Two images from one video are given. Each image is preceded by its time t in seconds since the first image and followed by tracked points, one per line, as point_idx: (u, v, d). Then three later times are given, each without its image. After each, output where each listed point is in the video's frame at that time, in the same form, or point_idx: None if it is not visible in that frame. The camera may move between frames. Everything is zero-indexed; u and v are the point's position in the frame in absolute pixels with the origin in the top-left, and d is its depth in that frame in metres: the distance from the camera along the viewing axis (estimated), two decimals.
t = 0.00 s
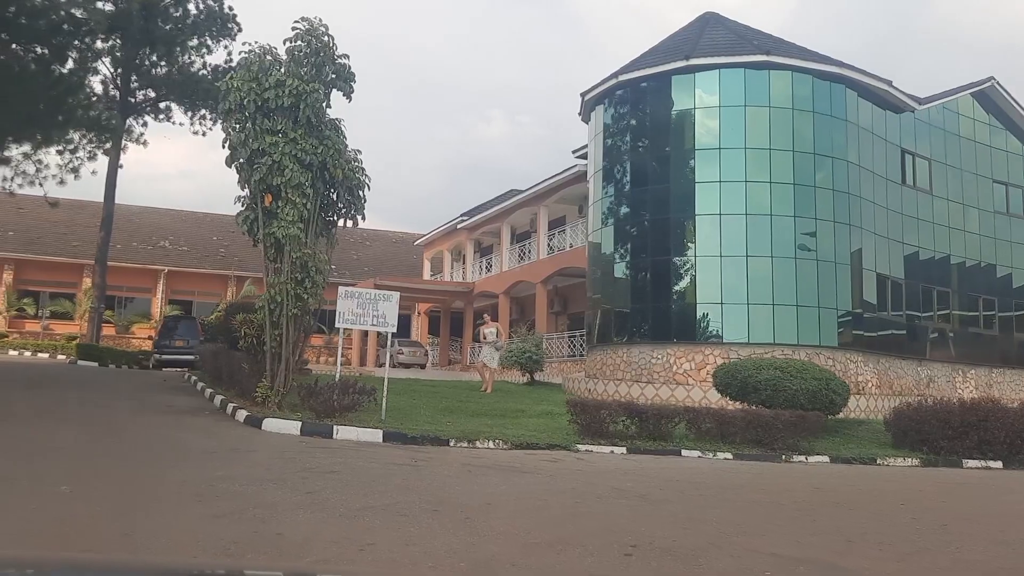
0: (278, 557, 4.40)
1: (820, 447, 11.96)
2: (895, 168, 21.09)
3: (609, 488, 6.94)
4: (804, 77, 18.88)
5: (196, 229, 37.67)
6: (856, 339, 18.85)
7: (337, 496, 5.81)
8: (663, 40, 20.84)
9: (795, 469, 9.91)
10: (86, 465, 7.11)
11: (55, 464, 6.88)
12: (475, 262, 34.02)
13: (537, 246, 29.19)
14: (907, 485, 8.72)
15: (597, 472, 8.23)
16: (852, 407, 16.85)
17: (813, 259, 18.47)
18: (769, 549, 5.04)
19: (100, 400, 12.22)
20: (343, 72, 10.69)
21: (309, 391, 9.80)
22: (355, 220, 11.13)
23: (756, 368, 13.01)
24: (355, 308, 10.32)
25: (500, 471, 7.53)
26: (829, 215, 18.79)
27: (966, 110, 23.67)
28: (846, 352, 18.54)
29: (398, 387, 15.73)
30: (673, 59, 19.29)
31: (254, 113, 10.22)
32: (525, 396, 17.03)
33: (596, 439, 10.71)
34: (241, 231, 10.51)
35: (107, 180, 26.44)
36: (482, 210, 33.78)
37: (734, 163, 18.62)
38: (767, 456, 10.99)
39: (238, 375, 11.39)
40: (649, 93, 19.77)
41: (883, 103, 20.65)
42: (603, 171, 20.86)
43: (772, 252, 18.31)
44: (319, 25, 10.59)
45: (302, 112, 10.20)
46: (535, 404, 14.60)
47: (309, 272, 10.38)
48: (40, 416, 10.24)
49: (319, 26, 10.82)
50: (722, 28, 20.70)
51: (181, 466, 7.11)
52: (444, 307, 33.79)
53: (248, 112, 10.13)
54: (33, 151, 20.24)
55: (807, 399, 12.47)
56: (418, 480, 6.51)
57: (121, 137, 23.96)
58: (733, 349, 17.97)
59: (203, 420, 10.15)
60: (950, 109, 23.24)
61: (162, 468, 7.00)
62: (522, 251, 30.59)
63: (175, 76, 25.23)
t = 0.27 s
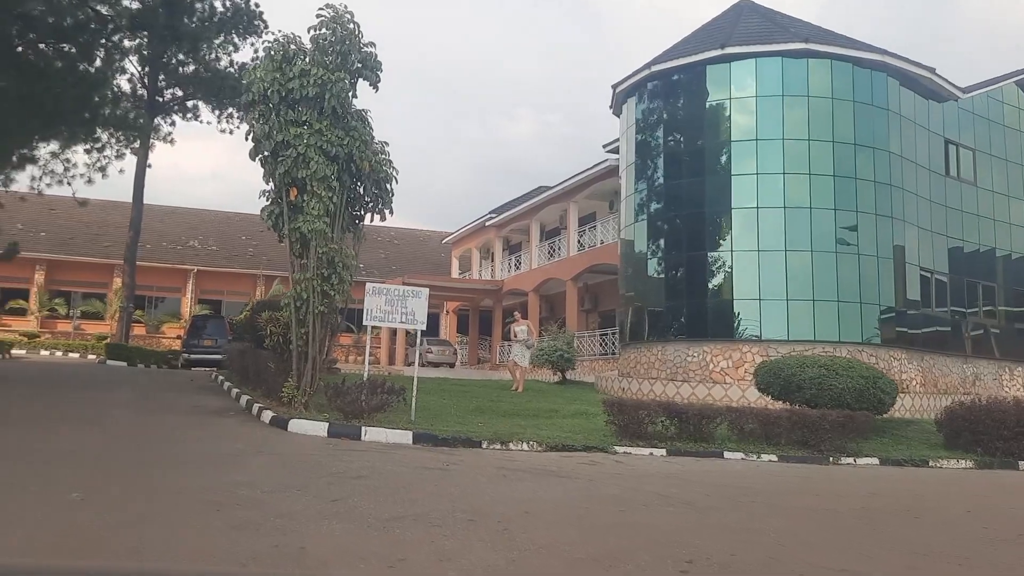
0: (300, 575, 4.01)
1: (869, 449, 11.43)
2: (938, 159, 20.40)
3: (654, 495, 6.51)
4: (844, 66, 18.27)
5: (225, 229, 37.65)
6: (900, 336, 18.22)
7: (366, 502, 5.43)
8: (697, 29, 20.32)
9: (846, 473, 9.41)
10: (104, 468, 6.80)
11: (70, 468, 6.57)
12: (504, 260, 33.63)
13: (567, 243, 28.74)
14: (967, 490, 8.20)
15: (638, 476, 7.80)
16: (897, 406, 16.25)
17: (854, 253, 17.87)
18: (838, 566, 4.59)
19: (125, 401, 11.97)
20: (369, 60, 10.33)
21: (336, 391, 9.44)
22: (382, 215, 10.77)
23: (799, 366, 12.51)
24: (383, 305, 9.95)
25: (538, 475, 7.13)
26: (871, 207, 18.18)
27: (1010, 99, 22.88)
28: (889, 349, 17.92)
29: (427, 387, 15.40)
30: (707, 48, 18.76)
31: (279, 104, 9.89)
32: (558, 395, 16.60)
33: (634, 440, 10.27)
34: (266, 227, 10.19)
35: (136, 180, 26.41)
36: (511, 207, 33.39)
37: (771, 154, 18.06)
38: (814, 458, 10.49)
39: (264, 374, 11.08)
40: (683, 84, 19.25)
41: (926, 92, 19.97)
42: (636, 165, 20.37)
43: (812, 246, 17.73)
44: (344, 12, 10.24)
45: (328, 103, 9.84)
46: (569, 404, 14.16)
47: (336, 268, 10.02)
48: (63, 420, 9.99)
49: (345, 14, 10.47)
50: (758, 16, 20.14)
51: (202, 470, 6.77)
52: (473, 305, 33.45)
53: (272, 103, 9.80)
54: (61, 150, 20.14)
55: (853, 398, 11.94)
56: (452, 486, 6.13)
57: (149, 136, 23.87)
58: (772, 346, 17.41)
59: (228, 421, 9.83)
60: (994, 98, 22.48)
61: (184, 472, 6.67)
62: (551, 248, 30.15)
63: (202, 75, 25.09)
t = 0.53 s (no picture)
0: None
1: (921, 450, 10.90)
2: (985, 148, 19.68)
3: (703, 502, 6.09)
4: (886, 53, 17.65)
5: (254, 227, 37.59)
6: (946, 332, 17.59)
7: (397, 511, 5.06)
8: (732, 18, 19.77)
9: (900, 477, 8.91)
10: (124, 471, 6.50)
11: (87, 471, 6.27)
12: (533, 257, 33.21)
13: (598, 239, 28.27)
14: None
15: (683, 481, 7.37)
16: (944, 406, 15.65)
17: (898, 247, 17.26)
18: None
19: (150, 401, 11.73)
20: (396, 48, 9.98)
21: (364, 391, 9.08)
22: (411, 208, 10.40)
23: (845, 364, 11.99)
24: (412, 302, 9.60)
25: (578, 480, 6.73)
26: (915, 199, 17.54)
27: None
28: (935, 345, 17.30)
29: (458, 386, 15.06)
30: (743, 37, 18.22)
31: (304, 94, 9.56)
32: (592, 394, 16.18)
33: (675, 441, 9.83)
34: (291, 221, 9.87)
35: (164, 177, 26.36)
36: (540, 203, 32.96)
37: (811, 145, 17.49)
38: (864, 460, 9.99)
39: (291, 373, 10.77)
40: (718, 74, 18.71)
41: (971, 80, 19.27)
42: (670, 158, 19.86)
43: (854, 239, 17.14)
44: None
45: (354, 92, 9.49)
46: (604, 403, 13.73)
47: (364, 263, 9.66)
48: (86, 421, 9.74)
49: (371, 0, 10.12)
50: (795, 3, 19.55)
51: (225, 474, 6.44)
52: (503, 303, 33.08)
53: (297, 93, 9.48)
54: (90, 147, 20.04)
55: (904, 397, 11.40)
56: (487, 492, 5.75)
57: (178, 134, 23.76)
58: (812, 344, 16.88)
59: (254, 422, 9.53)
60: None
61: (206, 476, 6.35)
62: (582, 244, 29.69)
63: (229, 72, 24.94)
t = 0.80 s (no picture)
0: None
1: (978, 452, 10.32)
2: None
3: (757, 511, 5.66)
4: (931, 38, 17.00)
5: (282, 226, 37.48)
6: (995, 328, 16.91)
7: (429, 522, 4.67)
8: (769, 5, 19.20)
9: (959, 482, 8.39)
10: (142, 475, 6.17)
11: (103, 476, 5.97)
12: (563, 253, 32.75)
13: (629, 234, 27.75)
14: None
15: (731, 487, 6.93)
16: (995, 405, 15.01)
17: (944, 240, 16.62)
18: None
19: (175, 401, 11.48)
20: (424, 34, 9.60)
21: (393, 391, 8.72)
22: (440, 201, 10.00)
23: (895, 361, 11.43)
24: (442, 297, 9.22)
25: (621, 487, 6.31)
26: (962, 190, 16.89)
27: None
28: (983, 342, 16.63)
29: (489, 385, 14.68)
30: (781, 24, 17.65)
31: (329, 83, 9.21)
32: (626, 393, 15.72)
33: (717, 443, 9.37)
34: (317, 215, 9.52)
35: (192, 176, 26.24)
36: (570, 198, 32.48)
37: (853, 134, 16.89)
38: (918, 463, 9.46)
39: (318, 373, 10.44)
40: (755, 62, 18.16)
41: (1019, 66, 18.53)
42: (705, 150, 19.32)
43: (899, 232, 16.52)
44: None
45: (380, 80, 9.12)
46: (640, 403, 13.25)
47: (392, 257, 9.25)
48: (108, 423, 9.48)
49: None
50: None
51: (246, 478, 6.09)
52: (532, 300, 32.66)
53: (322, 82, 9.13)
54: (117, 145, 19.89)
55: (958, 397, 10.83)
56: (524, 499, 5.34)
57: (205, 132, 23.59)
58: (855, 341, 16.30)
59: (279, 423, 9.20)
60: None
61: (226, 480, 6.01)
62: (613, 240, 29.17)
63: (257, 69, 24.72)
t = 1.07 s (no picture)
0: None
1: None
2: None
3: (817, 524, 5.23)
4: (976, 24, 16.37)
5: (309, 225, 37.35)
6: None
7: (464, 538, 4.29)
8: None
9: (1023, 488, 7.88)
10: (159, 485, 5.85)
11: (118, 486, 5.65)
12: (592, 250, 32.29)
13: (659, 231, 27.23)
14: None
15: (783, 495, 6.49)
16: None
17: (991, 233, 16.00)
18: None
19: (200, 403, 11.21)
20: (451, 21, 9.23)
21: (422, 393, 8.35)
22: (469, 194, 9.62)
23: (946, 359, 10.89)
24: (472, 295, 8.84)
25: (666, 495, 5.91)
26: (1009, 182, 16.25)
27: None
28: None
29: (520, 385, 14.27)
30: (819, 11, 17.09)
31: (354, 72, 8.87)
32: (660, 394, 15.26)
33: (761, 446, 8.92)
34: (342, 211, 9.19)
35: (218, 175, 26.13)
36: (598, 195, 32.01)
37: (895, 124, 16.30)
38: (975, 468, 8.95)
39: (344, 373, 10.10)
40: (791, 51, 17.62)
41: None
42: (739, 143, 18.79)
43: (943, 225, 15.91)
44: None
45: (407, 68, 8.76)
46: (676, 404, 12.80)
47: (419, 253, 8.89)
48: (130, 428, 9.20)
49: None
50: None
51: (269, 487, 5.76)
52: (561, 298, 32.23)
53: (347, 72, 8.79)
54: (143, 144, 19.77)
55: (1014, 397, 10.28)
56: (566, 511, 4.96)
57: (231, 130, 23.45)
58: (898, 338, 15.72)
59: (304, 425, 8.88)
60: None
61: (247, 489, 5.68)
62: (643, 236, 28.67)
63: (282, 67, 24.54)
